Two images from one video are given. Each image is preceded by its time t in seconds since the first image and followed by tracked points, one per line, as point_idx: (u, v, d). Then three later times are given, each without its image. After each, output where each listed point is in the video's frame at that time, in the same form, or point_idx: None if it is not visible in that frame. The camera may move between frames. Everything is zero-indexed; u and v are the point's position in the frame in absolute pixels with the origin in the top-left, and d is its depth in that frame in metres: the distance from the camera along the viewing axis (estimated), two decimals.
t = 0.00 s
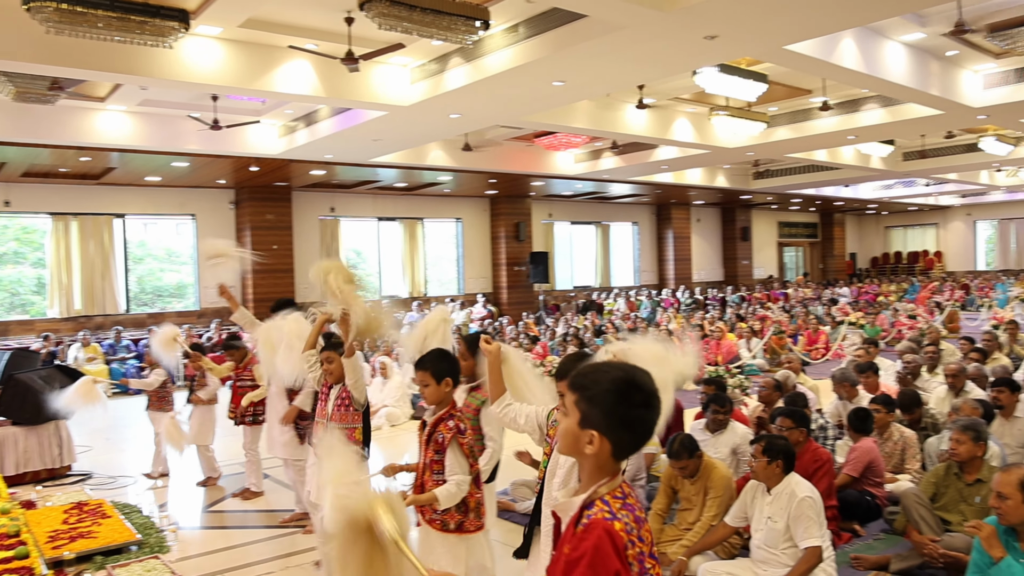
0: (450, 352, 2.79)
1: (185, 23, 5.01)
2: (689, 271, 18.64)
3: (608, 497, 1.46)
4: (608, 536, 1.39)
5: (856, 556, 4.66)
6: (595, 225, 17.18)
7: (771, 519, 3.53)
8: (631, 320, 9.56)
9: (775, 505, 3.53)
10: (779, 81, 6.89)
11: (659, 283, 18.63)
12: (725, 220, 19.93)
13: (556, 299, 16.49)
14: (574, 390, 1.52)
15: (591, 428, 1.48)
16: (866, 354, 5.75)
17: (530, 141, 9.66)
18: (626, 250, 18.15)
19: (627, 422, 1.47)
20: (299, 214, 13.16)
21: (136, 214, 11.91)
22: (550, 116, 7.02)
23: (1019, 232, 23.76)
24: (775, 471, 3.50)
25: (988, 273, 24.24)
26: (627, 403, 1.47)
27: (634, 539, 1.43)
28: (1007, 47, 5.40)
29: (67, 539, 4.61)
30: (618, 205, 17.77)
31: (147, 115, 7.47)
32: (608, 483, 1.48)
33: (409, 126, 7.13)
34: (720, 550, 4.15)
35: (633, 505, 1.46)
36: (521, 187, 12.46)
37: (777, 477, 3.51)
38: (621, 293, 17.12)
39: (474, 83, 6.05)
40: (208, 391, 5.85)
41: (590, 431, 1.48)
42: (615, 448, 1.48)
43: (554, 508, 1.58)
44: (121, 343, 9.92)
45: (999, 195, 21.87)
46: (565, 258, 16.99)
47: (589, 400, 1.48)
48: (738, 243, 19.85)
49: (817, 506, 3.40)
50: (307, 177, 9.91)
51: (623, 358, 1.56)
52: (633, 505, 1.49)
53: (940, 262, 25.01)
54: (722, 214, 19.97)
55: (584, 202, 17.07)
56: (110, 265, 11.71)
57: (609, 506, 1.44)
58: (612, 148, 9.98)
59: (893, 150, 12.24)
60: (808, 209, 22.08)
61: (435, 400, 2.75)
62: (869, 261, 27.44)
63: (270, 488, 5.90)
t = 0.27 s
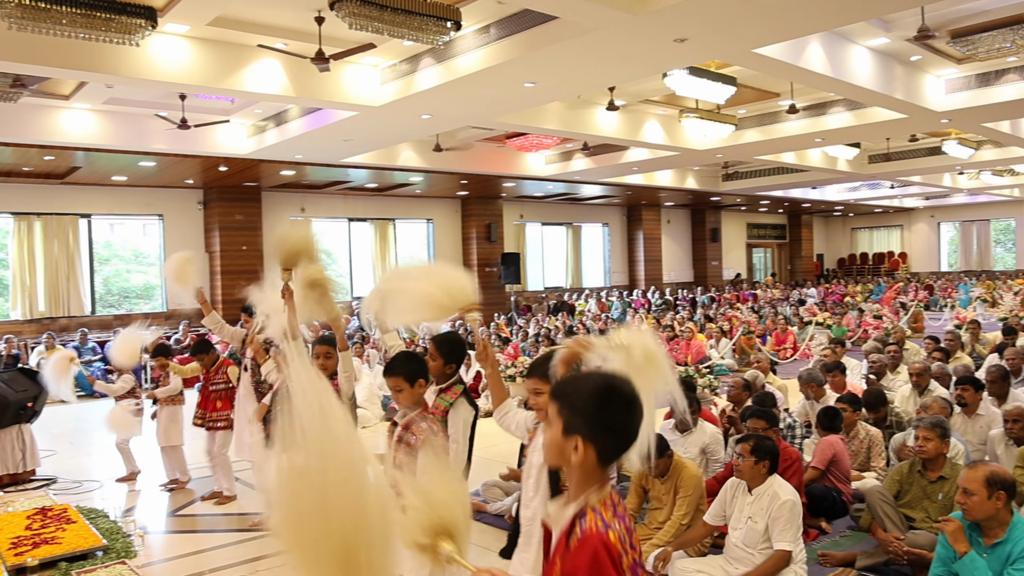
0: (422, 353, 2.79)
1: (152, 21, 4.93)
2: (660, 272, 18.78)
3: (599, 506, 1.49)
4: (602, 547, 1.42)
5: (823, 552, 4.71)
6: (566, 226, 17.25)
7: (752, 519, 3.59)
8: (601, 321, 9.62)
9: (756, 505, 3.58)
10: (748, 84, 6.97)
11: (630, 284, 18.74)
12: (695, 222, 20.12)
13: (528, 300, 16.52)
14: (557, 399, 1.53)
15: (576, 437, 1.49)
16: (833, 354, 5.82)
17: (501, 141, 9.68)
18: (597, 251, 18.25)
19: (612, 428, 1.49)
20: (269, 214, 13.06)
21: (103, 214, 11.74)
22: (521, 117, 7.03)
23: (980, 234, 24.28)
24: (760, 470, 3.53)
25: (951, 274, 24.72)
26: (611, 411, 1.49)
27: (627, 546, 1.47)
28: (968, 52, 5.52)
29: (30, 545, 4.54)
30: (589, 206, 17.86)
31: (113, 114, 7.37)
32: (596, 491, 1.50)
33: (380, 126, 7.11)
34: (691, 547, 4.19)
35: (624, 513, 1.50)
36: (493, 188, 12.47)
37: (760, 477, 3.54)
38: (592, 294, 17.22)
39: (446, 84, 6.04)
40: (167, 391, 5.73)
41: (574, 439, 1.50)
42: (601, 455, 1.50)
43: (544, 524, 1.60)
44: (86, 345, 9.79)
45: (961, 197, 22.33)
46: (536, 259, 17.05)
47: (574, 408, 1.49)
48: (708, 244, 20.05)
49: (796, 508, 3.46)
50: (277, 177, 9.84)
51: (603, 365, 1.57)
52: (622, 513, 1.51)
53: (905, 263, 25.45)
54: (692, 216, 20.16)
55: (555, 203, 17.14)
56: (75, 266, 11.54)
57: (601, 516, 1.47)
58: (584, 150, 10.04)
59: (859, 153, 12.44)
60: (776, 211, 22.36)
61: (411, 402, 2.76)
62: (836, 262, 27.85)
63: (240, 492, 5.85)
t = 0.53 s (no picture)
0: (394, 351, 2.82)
1: (126, 19, 4.88)
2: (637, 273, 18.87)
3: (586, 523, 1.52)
4: (596, 564, 1.44)
5: (798, 551, 4.76)
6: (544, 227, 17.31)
7: (736, 518, 3.68)
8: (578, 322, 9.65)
9: (740, 505, 3.67)
10: (724, 87, 7.03)
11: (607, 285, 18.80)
12: (672, 223, 20.25)
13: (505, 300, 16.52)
14: (541, 419, 1.58)
15: (560, 453, 1.54)
16: (808, 354, 5.88)
17: (479, 142, 9.69)
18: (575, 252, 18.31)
19: (595, 444, 1.54)
20: (246, 214, 12.95)
21: (75, 215, 11.60)
22: (499, 118, 7.05)
23: (951, 235, 24.66)
24: (749, 470, 3.63)
25: (923, 275, 25.07)
26: (594, 426, 1.55)
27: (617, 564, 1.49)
28: (940, 56, 5.61)
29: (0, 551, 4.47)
30: (567, 207, 17.92)
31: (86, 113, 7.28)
32: (582, 507, 1.53)
33: (358, 126, 7.08)
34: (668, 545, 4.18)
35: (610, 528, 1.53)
36: (471, 189, 12.47)
37: (749, 478, 3.64)
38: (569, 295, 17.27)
39: (424, 84, 6.03)
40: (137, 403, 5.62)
41: (558, 456, 1.54)
42: (584, 471, 1.54)
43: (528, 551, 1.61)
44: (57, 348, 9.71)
45: (933, 199, 22.66)
46: (513, 259, 17.08)
47: (558, 427, 1.55)
48: (685, 245, 20.17)
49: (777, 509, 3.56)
50: (254, 177, 9.78)
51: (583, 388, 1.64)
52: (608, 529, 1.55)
53: (878, 264, 25.75)
54: (669, 217, 20.28)
55: (533, 204, 17.17)
56: (47, 267, 11.40)
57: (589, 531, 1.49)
58: (562, 151, 10.08)
59: (833, 155, 12.59)
60: (752, 212, 22.54)
61: (377, 400, 2.80)
62: (811, 263, 28.13)
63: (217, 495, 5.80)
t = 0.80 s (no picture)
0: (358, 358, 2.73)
1: (96, 17, 4.82)
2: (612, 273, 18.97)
3: (553, 508, 1.49)
4: (562, 550, 1.42)
5: (772, 549, 4.86)
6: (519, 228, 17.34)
7: (719, 517, 3.70)
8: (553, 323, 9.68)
9: (723, 503, 3.71)
10: (698, 89, 7.09)
11: (582, 285, 18.88)
12: (647, 223, 20.37)
13: (481, 301, 16.52)
14: (501, 401, 1.52)
15: (522, 436, 1.49)
16: (780, 353, 5.93)
17: (455, 143, 9.69)
18: (550, 253, 18.36)
19: (558, 426, 1.49)
20: (219, 214, 12.85)
21: (46, 215, 11.44)
22: (474, 119, 7.05)
23: (921, 236, 25.01)
24: (734, 468, 3.67)
25: (893, 275, 25.43)
26: (556, 408, 1.50)
27: (587, 547, 1.47)
28: (908, 60, 5.70)
29: None
30: (542, 208, 17.96)
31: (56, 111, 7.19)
32: (549, 492, 1.51)
33: (333, 126, 7.05)
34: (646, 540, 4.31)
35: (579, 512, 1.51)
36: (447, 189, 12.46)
37: (733, 478, 3.68)
38: (545, 295, 17.31)
39: (399, 84, 6.02)
40: (99, 406, 5.54)
41: (520, 440, 1.49)
42: (549, 455, 1.50)
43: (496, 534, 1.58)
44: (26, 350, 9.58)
45: (903, 201, 23.00)
46: (489, 260, 17.09)
47: (518, 407, 1.48)
48: (660, 246, 20.30)
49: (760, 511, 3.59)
50: (228, 177, 9.70)
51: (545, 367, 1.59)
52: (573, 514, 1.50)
53: (850, 265, 26.07)
54: (644, 218, 20.41)
55: (508, 204, 17.19)
56: (17, 267, 11.23)
57: (557, 517, 1.47)
58: (537, 151, 10.11)
59: (806, 157, 12.73)
60: (726, 213, 22.73)
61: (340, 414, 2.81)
62: (784, 264, 28.41)
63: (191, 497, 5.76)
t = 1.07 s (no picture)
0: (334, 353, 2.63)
1: (66, 14, 4.76)
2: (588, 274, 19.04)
3: (511, 545, 1.49)
4: None
5: (747, 548, 4.91)
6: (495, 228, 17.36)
7: (697, 514, 3.72)
8: (529, 324, 9.69)
9: (700, 502, 3.72)
10: (673, 90, 7.14)
11: (559, 286, 18.94)
12: (623, 224, 20.47)
13: (458, 301, 16.51)
14: (467, 438, 1.54)
15: (484, 474, 1.50)
16: (755, 353, 5.97)
17: (431, 143, 9.68)
18: (527, 253, 18.39)
19: (519, 465, 1.49)
20: (193, 214, 12.72)
21: (17, 215, 11.26)
22: (451, 119, 7.05)
23: (892, 237, 25.36)
24: (712, 466, 3.68)
25: (866, 276, 25.75)
26: (519, 447, 1.50)
27: None
28: (879, 64, 5.78)
29: None
30: (518, 209, 18.00)
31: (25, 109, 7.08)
32: (508, 529, 1.51)
33: (308, 126, 7.02)
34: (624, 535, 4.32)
35: (536, 551, 1.50)
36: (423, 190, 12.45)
37: (712, 476, 3.70)
38: (521, 296, 17.34)
39: (375, 85, 6.02)
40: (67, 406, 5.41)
41: (482, 477, 1.50)
42: (509, 494, 1.50)
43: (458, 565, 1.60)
44: None
45: (875, 203, 23.33)
46: (466, 261, 17.09)
47: (482, 444, 1.51)
48: (635, 246, 20.41)
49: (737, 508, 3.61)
50: (202, 177, 9.62)
51: (513, 402, 1.59)
52: (530, 554, 1.49)
53: (823, 266, 26.35)
54: (619, 218, 20.51)
55: (485, 205, 17.21)
56: None
57: (512, 556, 1.47)
58: (513, 152, 10.13)
59: (780, 159, 12.86)
60: (701, 214, 22.91)
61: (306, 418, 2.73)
62: (759, 265, 28.61)
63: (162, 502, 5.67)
